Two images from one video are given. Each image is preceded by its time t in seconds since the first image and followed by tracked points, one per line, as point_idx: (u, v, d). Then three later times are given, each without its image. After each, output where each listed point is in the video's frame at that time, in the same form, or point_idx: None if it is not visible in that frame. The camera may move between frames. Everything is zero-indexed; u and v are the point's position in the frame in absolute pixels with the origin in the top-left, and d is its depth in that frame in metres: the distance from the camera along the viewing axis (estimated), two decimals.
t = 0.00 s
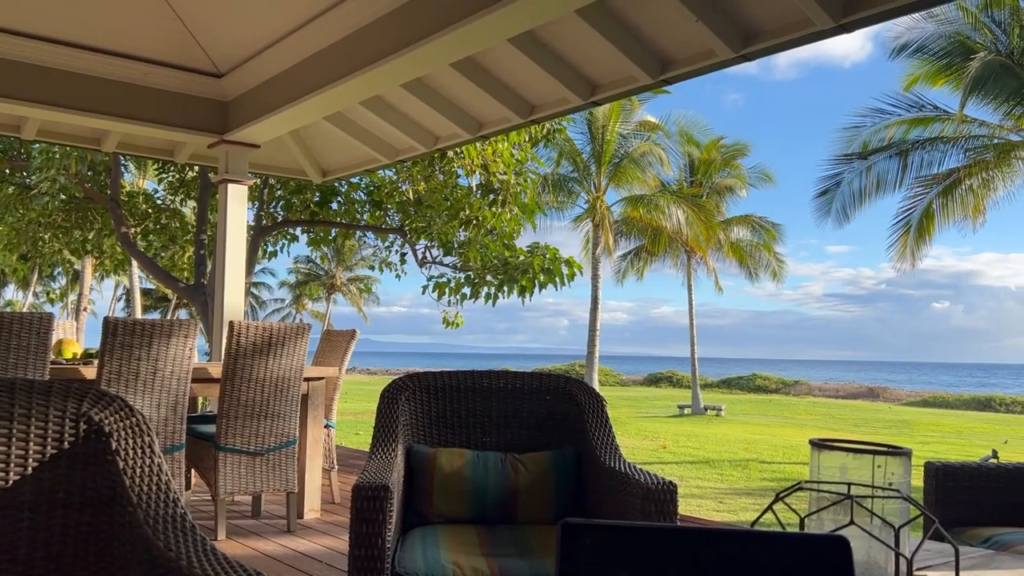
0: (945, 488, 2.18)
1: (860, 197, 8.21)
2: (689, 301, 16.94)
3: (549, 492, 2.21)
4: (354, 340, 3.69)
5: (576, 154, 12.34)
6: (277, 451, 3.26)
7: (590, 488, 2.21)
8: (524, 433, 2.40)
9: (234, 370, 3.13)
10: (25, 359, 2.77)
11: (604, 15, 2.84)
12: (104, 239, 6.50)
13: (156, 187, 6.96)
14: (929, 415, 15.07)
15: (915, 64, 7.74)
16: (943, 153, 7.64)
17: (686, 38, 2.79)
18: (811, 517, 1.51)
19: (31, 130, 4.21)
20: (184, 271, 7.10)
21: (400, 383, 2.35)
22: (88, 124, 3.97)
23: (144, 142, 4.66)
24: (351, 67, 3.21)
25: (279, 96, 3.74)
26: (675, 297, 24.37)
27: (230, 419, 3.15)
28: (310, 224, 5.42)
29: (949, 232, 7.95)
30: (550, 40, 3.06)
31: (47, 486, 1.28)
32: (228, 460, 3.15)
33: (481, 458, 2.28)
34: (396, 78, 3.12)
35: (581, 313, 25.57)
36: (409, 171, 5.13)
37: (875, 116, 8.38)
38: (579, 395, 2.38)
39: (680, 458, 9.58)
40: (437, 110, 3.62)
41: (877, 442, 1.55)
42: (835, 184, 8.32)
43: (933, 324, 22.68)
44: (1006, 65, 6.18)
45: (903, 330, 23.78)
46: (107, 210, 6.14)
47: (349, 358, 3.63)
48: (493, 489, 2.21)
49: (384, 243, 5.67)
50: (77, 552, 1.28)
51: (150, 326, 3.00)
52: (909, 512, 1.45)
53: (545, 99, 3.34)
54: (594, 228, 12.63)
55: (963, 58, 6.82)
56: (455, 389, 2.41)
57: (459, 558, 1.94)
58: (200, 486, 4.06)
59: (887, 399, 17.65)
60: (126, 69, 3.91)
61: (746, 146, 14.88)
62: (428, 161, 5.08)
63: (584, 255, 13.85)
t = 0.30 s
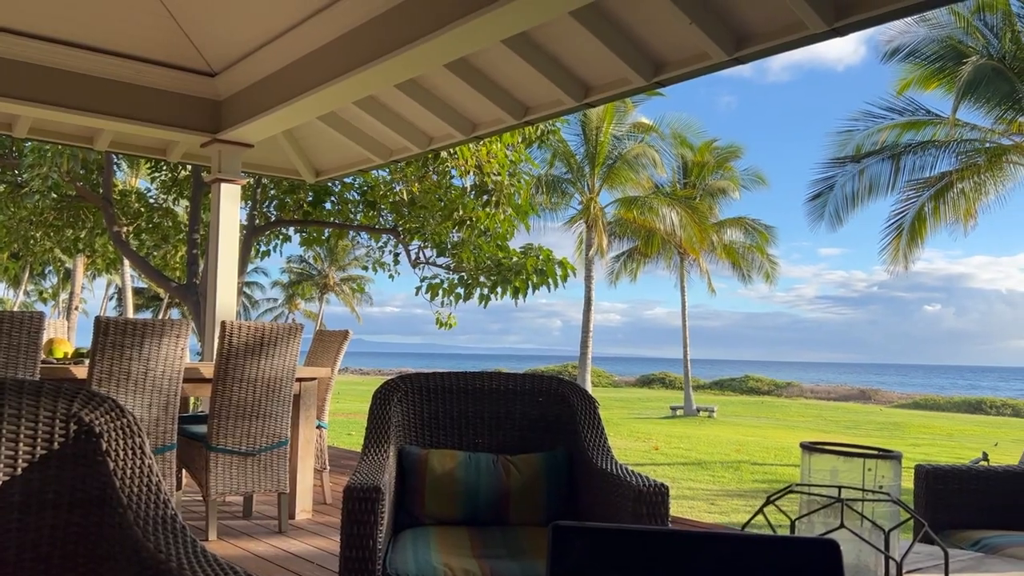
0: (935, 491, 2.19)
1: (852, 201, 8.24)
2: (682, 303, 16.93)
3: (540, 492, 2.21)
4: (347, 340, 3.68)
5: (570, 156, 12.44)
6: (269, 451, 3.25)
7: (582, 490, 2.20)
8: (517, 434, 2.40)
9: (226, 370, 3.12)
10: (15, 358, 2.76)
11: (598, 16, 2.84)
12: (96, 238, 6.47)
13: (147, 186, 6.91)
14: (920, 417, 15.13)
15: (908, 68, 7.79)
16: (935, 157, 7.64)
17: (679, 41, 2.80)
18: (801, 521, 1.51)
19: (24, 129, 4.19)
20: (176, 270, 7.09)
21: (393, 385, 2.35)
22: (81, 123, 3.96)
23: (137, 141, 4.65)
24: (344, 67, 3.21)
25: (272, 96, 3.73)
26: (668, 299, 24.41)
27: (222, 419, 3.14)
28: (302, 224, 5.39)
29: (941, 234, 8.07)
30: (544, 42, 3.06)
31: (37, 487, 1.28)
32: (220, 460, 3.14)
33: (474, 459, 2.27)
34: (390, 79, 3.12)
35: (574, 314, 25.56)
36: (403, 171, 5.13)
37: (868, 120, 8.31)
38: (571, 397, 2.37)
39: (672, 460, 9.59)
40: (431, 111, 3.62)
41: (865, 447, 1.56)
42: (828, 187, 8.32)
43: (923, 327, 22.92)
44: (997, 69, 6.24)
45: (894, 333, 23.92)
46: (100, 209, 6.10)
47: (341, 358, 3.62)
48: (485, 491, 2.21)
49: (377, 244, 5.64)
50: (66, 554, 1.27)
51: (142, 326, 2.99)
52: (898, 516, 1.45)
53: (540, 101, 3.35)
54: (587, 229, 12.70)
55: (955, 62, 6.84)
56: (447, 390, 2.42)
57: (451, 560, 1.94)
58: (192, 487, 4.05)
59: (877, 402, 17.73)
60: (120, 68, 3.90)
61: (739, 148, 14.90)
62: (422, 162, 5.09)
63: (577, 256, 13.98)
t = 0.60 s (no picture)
0: (921, 494, 2.20)
1: (842, 203, 8.26)
2: (672, 304, 16.98)
3: (529, 494, 2.21)
4: (337, 340, 3.67)
5: (562, 157, 12.40)
6: (259, 451, 3.24)
7: (571, 491, 2.21)
8: (506, 435, 2.40)
9: (215, 369, 3.11)
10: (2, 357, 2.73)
11: (590, 18, 2.84)
12: (85, 236, 6.43)
13: (138, 183, 6.88)
14: (907, 419, 15.25)
15: (897, 73, 7.81)
16: (924, 160, 7.67)
17: (671, 43, 2.81)
18: (788, 525, 1.52)
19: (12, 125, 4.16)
20: (166, 268, 7.07)
21: (382, 386, 2.35)
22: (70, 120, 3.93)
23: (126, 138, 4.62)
24: (336, 66, 3.20)
25: (264, 94, 3.71)
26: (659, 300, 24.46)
27: (211, 419, 3.13)
28: (293, 223, 5.36)
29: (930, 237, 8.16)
30: (536, 43, 3.07)
31: (23, 488, 1.26)
32: (209, 460, 3.13)
33: (463, 461, 2.28)
34: (382, 79, 3.11)
35: (565, 314, 25.57)
36: (394, 171, 5.15)
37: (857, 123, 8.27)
38: (561, 399, 2.38)
39: (661, 461, 9.61)
40: (422, 111, 3.61)
41: (851, 450, 1.58)
42: (817, 190, 8.36)
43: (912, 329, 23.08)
44: (987, 74, 6.21)
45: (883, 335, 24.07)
46: (88, 207, 6.03)
47: (331, 358, 3.61)
48: (474, 491, 2.21)
49: (368, 242, 5.63)
50: (54, 555, 1.27)
51: (130, 325, 2.97)
52: (884, 520, 1.47)
53: (531, 102, 3.35)
54: (578, 230, 12.67)
55: (944, 66, 6.90)
56: (437, 391, 2.41)
57: (439, 561, 1.94)
58: (180, 487, 4.04)
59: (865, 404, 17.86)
60: (110, 65, 3.87)
61: (730, 151, 14.96)
62: (413, 161, 5.11)
63: (568, 257, 14.05)
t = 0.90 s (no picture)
0: (905, 496, 2.22)
1: (829, 204, 8.29)
2: (659, 304, 17.02)
3: (516, 496, 2.21)
4: (325, 339, 3.65)
5: (551, 157, 12.39)
6: (244, 451, 3.23)
7: (558, 493, 2.22)
8: (491, 436, 2.40)
9: (201, 368, 3.10)
10: None
11: (580, 19, 2.85)
12: (71, 233, 6.39)
13: (125, 180, 6.84)
14: (892, 420, 15.37)
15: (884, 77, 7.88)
16: (910, 163, 7.72)
17: (660, 45, 2.81)
18: (773, 529, 1.53)
19: None
20: (152, 266, 7.00)
21: (370, 386, 2.34)
22: (56, 116, 3.90)
23: (113, 135, 4.59)
24: (325, 65, 3.19)
25: (252, 92, 3.69)
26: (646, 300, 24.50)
27: (196, 418, 3.11)
28: (281, 221, 5.30)
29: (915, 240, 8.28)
30: (526, 44, 3.07)
31: (7, 489, 1.25)
32: (194, 460, 3.11)
33: (450, 461, 2.28)
34: (371, 78, 3.11)
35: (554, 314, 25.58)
36: (383, 169, 5.13)
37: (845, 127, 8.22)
38: (549, 400, 2.38)
39: (648, 461, 9.65)
40: (411, 110, 3.60)
41: (836, 454, 1.59)
42: (804, 191, 8.42)
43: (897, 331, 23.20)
44: (972, 78, 6.30)
45: (870, 337, 24.09)
46: (75, 203, 6.00)
47: (318, 358, 3.60)
48: (461, 492, 2.21)
49: (356, 242, 5.58)
50: (37, 556, 1.25)
51: (116, 323, 2.95)
52: (868, 523, 1.49)
53: (520, 102, 3.34)
54: (567, 230, 12.75)
55: (932, 70, 6.95)
56: (424, 392, 2.41)
57: (425, 562, 1.94)
58: (166, 486, 4.02)
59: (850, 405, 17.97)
60: (96, 62, 3.84)
61: (718, 152, 14.99)
62: (402, 160, 5.09)
63: (556, 256, 13.93)
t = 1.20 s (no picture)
0: (885, 501, 2.24)
1: (812, 205, 8.33)
2: (644, 304, 17.07)
3: (501, 498, 2.22)
4: (309, 339, 3.64)
5: (537, 156, 12.46)
6: (226, 451, 3.21)
7: (542, 494, 2.22)
8: (476, 437, 2.40)
9: (184, 367, 3.08)
10: None
11: (567, 20, 2.85)
12: (53, 228, 6.31)
13: (107, 176, 6.76)
14: (875, 420, 15.51)
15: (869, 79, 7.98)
16: (893, 165, 7.79)
17: (647, 47, 2.82)
18: (754, 532, 1.55)
19: None
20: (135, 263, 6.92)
21: (353, 388, 2.34)
22: (39, 113, 3.86)
23: (96, 132, 4.54)
24: (312, 64, 3.17)
25: (237, 90, 3.67)
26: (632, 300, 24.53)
27: (179, 418, 3.09)
28: (265, 219, 5.31)
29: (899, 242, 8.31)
30: (513, 44, 3.07)
31: None
32: (177, 460, 3.09)
33: (434, 463, 2.28)
34: (358, 77, 3.09)
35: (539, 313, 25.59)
36: (368, 168, 5.09)
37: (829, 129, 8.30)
38: (533, 401, 2.39)
39: (632, 460, 9.67)
40: (397, 108, 3.59)
41: (818, 458, 1.60)
42: (788, 192, 8.41)
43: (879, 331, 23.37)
44: (955, 81, 6.41)
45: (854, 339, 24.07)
46: (56, 199, 5.94)
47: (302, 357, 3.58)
48: (445, 495, 2.21)
49: (342, 239, 5.50)
50: (16, 560, 1.24)
51: (99, 322, 2.93)
52: (848, 527, 1.51)
53: (507, 102, 3.34)
54: (552, 229, 12.67)
55: (915, 74, 7.04)
56: (409, 394, 2.41)
57: (409, 564, 1.94)
58: (148, 486, 3.99)
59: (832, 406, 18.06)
60: (79, 57, 3.81)
61: (703, 153, 15.05)
62: (389, 158, 5.07)
63: (542, 255, 13.80)
